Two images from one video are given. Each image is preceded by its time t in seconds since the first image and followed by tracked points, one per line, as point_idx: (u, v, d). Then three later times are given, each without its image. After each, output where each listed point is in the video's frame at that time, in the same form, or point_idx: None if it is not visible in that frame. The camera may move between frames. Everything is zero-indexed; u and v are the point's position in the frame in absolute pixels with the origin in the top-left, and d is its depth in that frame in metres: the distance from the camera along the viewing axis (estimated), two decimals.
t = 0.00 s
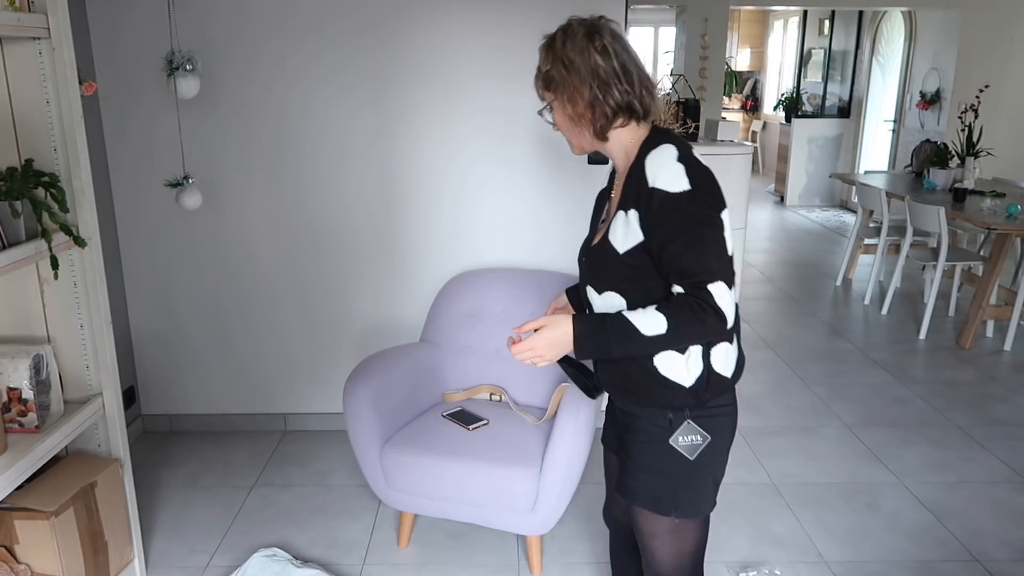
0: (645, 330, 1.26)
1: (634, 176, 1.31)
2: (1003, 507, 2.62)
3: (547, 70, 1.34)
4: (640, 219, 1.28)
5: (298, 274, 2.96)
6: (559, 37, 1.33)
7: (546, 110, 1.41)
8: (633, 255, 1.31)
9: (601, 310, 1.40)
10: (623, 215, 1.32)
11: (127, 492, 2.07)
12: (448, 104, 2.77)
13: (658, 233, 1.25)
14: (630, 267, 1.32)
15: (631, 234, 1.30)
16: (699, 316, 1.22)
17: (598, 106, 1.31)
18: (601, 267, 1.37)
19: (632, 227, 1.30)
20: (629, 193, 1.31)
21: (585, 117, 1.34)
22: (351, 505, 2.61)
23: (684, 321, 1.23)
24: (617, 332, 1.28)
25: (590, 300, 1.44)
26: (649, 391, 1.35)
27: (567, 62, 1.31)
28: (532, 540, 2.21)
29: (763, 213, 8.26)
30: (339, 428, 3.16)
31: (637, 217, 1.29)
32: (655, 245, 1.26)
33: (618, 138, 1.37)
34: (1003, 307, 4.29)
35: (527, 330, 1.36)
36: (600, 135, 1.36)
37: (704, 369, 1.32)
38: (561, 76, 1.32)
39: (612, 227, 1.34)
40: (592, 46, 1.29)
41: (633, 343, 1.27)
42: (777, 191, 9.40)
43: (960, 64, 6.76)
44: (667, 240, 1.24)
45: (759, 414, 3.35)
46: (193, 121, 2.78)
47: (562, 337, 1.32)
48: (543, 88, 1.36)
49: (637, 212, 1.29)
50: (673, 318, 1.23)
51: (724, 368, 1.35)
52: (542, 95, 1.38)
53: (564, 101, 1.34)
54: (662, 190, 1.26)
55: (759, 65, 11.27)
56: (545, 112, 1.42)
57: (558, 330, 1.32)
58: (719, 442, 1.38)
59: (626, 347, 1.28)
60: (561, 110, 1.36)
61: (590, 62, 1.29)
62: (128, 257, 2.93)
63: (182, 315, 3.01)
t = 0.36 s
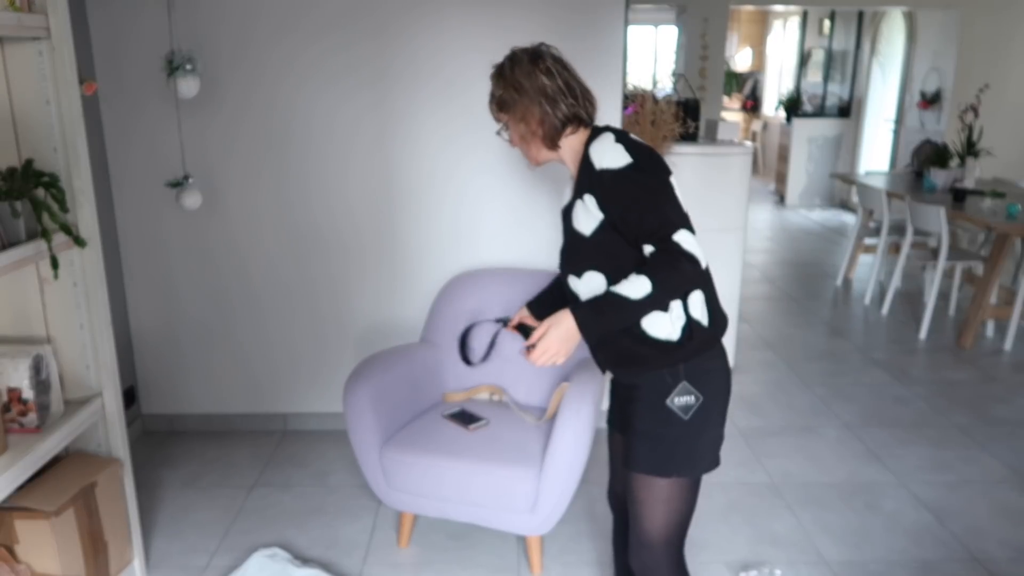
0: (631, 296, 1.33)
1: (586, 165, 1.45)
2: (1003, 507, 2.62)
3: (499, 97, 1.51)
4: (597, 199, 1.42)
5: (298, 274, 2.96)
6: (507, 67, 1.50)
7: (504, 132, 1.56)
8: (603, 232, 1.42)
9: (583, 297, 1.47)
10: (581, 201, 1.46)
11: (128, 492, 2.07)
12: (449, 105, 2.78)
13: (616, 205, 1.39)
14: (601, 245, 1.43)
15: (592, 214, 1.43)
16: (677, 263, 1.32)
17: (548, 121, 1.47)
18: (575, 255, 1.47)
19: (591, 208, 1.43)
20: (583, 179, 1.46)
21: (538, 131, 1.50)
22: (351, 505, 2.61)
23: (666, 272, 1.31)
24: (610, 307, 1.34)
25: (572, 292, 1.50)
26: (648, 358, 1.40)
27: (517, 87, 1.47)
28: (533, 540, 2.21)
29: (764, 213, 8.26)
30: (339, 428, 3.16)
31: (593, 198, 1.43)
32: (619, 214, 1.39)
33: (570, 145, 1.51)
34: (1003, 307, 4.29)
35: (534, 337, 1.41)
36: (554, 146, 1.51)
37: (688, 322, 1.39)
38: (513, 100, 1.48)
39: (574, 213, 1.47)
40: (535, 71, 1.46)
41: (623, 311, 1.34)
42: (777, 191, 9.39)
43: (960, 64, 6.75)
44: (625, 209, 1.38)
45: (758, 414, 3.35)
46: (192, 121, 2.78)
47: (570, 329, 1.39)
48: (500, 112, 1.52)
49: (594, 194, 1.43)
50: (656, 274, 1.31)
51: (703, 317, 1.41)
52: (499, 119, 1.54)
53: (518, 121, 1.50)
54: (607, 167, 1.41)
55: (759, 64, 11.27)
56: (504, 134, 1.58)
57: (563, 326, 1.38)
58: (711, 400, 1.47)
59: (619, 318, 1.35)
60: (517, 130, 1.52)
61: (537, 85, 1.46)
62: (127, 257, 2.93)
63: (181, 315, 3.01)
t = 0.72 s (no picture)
0: (638, 287, 1.32)
1: (576, 163, 1.45)
2: (1003, 507, 2.62)
3: (501, 92, 1.45)
4: (592, 193, 1.42)
5: (298, 274, 2.96)
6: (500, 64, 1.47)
7: (496, 135, 1.49)
8: (597, 228, 1.43)
9: (582, 293, 1.48)
10: (573, 195, 1.45)
11: (128, 492, 2.07)
12: (449, 106, 2.78)
13: (610, 197, 1.39)
14: (597, 240, 1.43)
15: (584, 207, 1.43)
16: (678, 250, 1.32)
17: (557, 114, 1.47)
18: (571, 251, 1.48)
19: (583, 201, 1.43)
20: (573, 173, 1.45)
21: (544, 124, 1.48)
22: (351, 505, 2.61)
23: (670, 260, 1.31)
24: (618, 299, 1.33)
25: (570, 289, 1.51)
26: (651, 347, 1.42)
27: (523, 82, 1.45)
28: (533, 540, 2.21)
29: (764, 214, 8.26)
30: (339, 428, 3.16)
31: (585, 192, 1.43)
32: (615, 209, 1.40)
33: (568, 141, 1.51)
34: (1003, 307, 4.29)
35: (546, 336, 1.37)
36: (555, 141, 1.50)
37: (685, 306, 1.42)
38: (519, 94, 1.45)
39: (566, 210, 1.46)
40: (536, 66, 1.46)
41: (631, 302, 1.32)
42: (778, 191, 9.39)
43: (961, 64, 6.75)
44: (621, 202, 1.38)
45: (758, 414, 3.35)
46: (192, 121, 2.78)
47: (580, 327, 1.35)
48: (498, 110, 1.46)
49: (587, 189, 1.43)
50: (661, 262, 1.31)
51: (698, 302, 1.47)
52: (495, 119, 1.48)
53: (525, 116, 1.46)
54: (600, 161, 1.42)
55: (760, 64, 11.28)
56: (493, 138, 1.50)
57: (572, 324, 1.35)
58: (707, 388, 1.50)
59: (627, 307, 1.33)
60: (519, 128, 1.47)
61: (542, 77, 1.46)
62: (127, 257, 2.93)
63: (181, 315, 3.01)
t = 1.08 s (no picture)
0: (717, 277, 1.34)
1: (611, 160, 1.42)
2: (1003, 507, 2.62)
3: (555, 77, 1.39)
4: (639, 194, 1.41)
5: (298, 275, 2.96)
6: (540, 53, 1.41)
7: (544, 125, 1.39)
8: (637, 228, 1.42)
9: (611, 295, 1.45)
10: (618, 194, 1.41)
11: (128, 492, 2.06)
12: (449, 106, 2.78)
13: (665, 198, 1.40)
14: (632, 240, 1.42)
15: (630, 205, 1.41)
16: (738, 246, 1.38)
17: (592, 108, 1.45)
18: (600, 249, 1.43)
19: (630, 200, 1.41)
20: (606, 170, 1.42)
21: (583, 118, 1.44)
22: (351, 505, 2.61)
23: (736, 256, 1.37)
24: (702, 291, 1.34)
25: (595, 290, 1.46)
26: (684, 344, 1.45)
27: (569, 70, 1.42)
28: (533, 540, 2.21)
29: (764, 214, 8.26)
30: (339, 428, 3.16)
31: (634, 190, 1.41)
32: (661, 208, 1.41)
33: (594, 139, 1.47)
34: (1003, 307, 4.29)
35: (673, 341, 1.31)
36: (584, 141, 1.45)
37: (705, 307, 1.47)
38: (567, 86, 1.40)
39: (602, 206, 1.42)
40: (574, 59, 1.45)
41: (715, 296, 1.34)
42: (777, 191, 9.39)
43: (961, 63, 6.75)
44: (674, 203, 1.40)
45: (758, 414, 3.35)
46: (192, 121, 2.78)
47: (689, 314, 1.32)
48: (551, 96, 1.38)
49: (635, 189, 1.41)
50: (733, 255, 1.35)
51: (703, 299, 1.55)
52: (545, 107, 1.38)
53: (573, 105, 1.41)
54: (657, 159, 1.41)
55: (759, 64, 11.28)
56: (537, 128, 1.39)
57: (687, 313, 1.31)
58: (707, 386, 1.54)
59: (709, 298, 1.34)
60: (566, 118, 1.40)
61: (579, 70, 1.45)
62: (128, 257, 2.93)
63: (181, 315, 3.01)
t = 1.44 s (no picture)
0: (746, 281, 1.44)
1: (634, 174, 1.42)
2: (1003, 507, 2.62)
3: (561, 99, 1.33)
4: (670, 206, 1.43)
5: (298, 275, 2.97)
6: (549, 66, 1.33)
7: (542, 146, 1.35)
8: (664, 239, 1.43)
9: (639, 307, 1.42)
10: (653, 206, 1.42)
11: (128, 492, 2.07)
12: (449, 107, 2.78)
13: (692, 211, 1.45)
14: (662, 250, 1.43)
15: (663, 218, 1.43)
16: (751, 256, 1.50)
17: (601, 125, 1.40)
18: (629, 261, 1.41)
19: (663, 212, 1.43)
20: (631, 179, 1.41)
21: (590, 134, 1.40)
22: (351, 505, 2.61)
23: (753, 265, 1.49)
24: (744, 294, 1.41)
25: (626, 301, 1.42)
26: (690, 350, 1.50)
27: (578, 89, 1.35)
28: (534, 540, 2.21)
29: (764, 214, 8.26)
30: (339, 428, 3.16)
31: (667, 202, 1.43)
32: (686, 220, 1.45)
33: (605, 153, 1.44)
34: (1003, 307, 4.29)
35: (792, 351, 1.34)
36: (587, 156, 1.42)
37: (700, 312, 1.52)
38: (574, 105, 1.35)
39: (636, 216, 1.41)
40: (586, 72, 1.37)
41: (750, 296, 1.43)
42: (777, 191, 9.40)
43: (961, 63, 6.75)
44: (698, 218, 1.45)
45: (758, 414, 3.35)
46: (193, 121, 2.78)
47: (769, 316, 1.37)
48: (553, 117, 1.33)
49: (667, 201, 1.43)
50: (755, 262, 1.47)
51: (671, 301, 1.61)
52: (545, 128, 1.34)
53: (578, 125, 1.37)
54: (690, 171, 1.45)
55: (759, 64, 11.30)
56: (535, 147, 1.35)
57: (774, 321, 1.35)
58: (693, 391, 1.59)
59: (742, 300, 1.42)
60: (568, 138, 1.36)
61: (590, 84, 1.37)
62: (128, 257, 2.93)
63: (182, 315, 3.01)
